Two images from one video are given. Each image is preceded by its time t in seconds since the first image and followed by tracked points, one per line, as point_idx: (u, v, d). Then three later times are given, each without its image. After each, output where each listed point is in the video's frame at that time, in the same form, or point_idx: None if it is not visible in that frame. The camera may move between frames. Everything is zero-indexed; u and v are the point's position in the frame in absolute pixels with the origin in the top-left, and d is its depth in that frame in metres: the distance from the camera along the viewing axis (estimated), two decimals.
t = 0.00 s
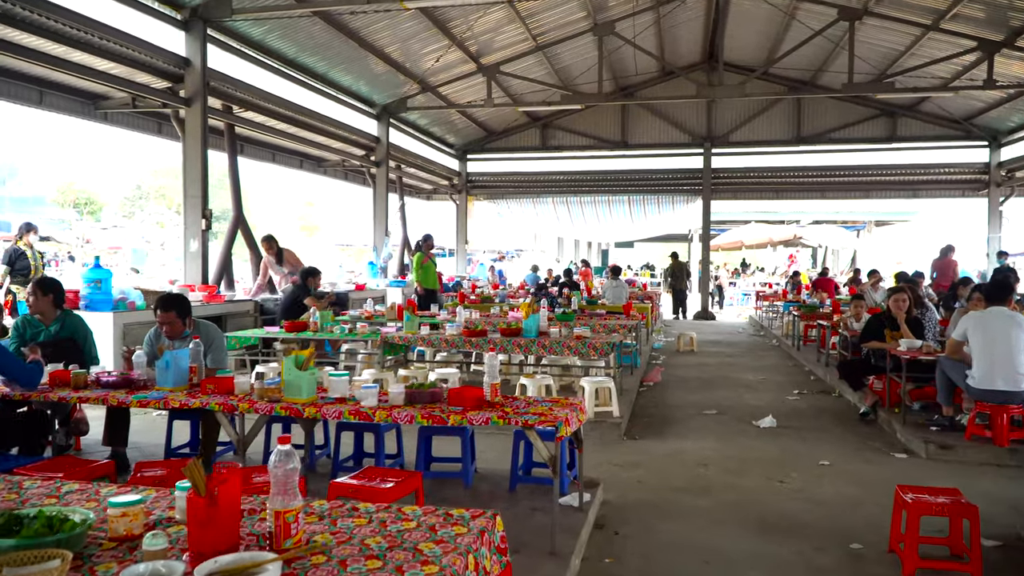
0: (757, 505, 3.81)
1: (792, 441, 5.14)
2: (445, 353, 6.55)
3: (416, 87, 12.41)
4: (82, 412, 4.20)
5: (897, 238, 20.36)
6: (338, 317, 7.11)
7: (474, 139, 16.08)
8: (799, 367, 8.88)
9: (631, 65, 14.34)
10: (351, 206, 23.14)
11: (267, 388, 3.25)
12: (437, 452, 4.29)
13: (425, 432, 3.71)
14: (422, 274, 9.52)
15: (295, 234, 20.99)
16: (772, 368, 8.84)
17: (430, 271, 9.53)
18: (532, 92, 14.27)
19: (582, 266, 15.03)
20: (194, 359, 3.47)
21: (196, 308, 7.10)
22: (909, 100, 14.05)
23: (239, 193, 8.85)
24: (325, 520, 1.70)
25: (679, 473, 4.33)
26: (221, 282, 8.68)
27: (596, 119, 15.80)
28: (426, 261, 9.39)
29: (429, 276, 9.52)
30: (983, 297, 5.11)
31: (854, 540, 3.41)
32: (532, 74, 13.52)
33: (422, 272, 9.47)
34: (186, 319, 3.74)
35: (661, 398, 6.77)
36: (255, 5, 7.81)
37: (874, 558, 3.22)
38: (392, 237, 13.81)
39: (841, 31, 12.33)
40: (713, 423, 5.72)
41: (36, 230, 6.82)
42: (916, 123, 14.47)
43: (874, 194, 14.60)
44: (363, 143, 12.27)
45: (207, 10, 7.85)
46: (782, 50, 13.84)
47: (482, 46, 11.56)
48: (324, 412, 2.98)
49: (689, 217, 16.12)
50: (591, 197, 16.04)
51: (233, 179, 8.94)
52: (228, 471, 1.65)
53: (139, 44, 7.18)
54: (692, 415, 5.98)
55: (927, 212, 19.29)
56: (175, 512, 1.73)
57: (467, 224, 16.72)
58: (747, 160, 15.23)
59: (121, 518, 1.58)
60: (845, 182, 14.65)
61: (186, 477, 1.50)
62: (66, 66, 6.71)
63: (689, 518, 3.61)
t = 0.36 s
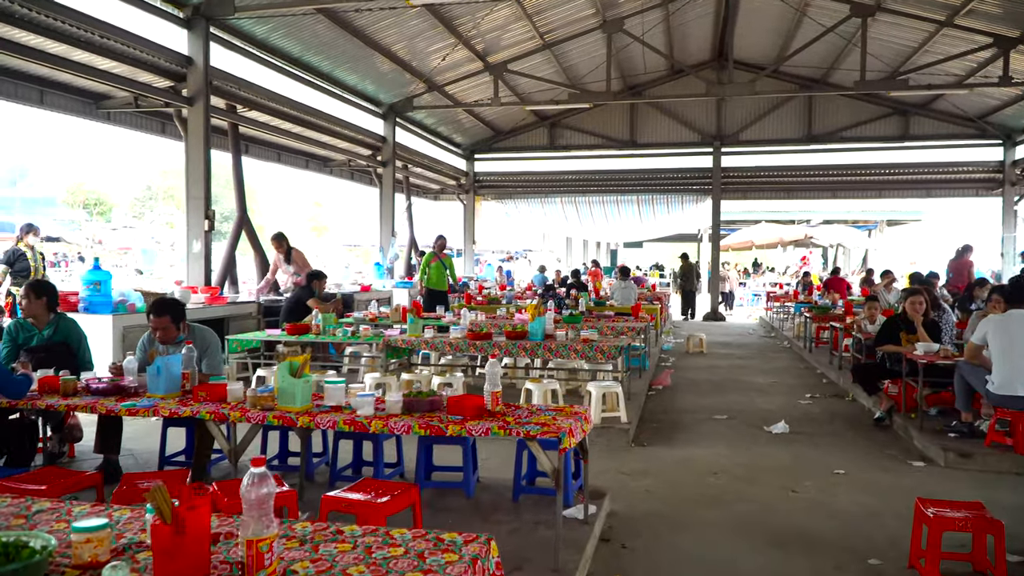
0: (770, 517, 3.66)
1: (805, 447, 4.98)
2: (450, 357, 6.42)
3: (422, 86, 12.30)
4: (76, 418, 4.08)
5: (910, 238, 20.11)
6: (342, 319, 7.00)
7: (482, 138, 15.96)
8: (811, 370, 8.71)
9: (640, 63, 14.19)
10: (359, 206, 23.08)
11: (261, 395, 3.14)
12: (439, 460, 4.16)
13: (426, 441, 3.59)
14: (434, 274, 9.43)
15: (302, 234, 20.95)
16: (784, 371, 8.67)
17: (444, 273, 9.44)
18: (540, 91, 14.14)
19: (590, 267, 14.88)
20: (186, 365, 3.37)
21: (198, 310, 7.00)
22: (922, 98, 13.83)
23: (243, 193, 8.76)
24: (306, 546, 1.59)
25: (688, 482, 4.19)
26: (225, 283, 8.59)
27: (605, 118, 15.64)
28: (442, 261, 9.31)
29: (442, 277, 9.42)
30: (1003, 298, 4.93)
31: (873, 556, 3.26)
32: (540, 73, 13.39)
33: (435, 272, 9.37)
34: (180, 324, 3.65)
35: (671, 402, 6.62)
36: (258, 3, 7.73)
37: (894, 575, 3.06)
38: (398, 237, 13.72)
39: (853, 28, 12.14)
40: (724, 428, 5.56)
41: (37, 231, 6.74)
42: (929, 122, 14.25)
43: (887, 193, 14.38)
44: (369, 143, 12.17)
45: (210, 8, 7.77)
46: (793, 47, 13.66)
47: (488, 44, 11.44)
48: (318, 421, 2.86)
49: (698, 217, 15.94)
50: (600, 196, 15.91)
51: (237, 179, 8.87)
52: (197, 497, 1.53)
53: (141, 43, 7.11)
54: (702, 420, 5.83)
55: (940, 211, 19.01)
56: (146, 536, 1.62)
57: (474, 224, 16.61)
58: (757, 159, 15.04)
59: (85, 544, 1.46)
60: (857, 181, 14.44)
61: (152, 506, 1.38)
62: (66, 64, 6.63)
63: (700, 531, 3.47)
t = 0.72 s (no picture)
0: (782, 526, 3.54)
1: (817, 453, 4.85)
2: (454, 358, 6.32)
3: (428, 85, 12.21)
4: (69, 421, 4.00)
5: (921, 239, 19.89)
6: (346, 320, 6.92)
7: (489, 138, 15.87)
8: (821, 372, 8.57)
9: (649, 62, 14.06)
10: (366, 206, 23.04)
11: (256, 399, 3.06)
12: (441, 465, 4.05)
13: (426, 446, 3.49)
14: (437, 275, 9.40)
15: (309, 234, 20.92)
16: (794, 373, 8.52)
17: (447, 273, 9.39)
18: (547, 90, 14.03)
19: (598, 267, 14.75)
20: (181, 368, 3.28)
21: (200, 310, 6.92)
22: (934, 96, 13.64)
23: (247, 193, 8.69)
24: (289, 565, 1.49)
25: (697, 488, 4.07)
26: (228, 283, 8.53)
27: (612, 117, 15.52)
28: (443, 261, 9.26)
29: (446, 277, 9.36)
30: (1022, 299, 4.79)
31: (889, 568, 3.13)
32: (547, 71, 13.28)
33: (437, 274, 9.33)
34: (175, 325, 3.57)
35: (679, 405, 6.50)
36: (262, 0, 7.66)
37: None
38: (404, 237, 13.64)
39: (864, 26, 11.98)
40: (733, 432, 5.44)
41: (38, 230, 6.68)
42: (941, 120, 14.05)
43: (898, 192, 14.20)
44: (375, 142, 12.10)
45: (213, 5, 7.71)
46: (803, 46, 13.50)
47: (495, 42, 11.34)
48: (313, 426, 2.77)
49: (707, 217, 15.78)
50: (607, 196, 15.78)
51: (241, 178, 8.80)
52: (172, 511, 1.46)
53: (144, 41, 7.04)
54: (711, 424, 5.71)
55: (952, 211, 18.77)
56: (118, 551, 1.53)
57: (481, 224, 16.51)
58: (766, 159, 14.89)
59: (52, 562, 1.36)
60: (868, 181, 14.26)
61: (118, 522, 1.33)
62: (68, 62, 6.57)
63: (709, 541, 3.35)
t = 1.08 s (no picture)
0: (792, 536, 3.41)
1: (826, 458, 4.71)
2: (454, 359, 6.20)
3: (430, 82, 12.09)
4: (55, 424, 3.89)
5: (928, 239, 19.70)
6: (345, 319, 6.80)
7: (491, 136, 15.74)
8: (828, 374, 8.42)
9: (653, 59, 13.92)
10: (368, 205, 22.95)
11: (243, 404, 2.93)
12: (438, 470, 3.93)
13: (423, 451, 3.36)
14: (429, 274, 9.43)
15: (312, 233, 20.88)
16: (801, 375, 8.39)
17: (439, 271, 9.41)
18: (550, 87, 13.89)
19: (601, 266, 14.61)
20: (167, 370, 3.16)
21: (196, 309, 6.80)
22: (941, 95, 13.48)
23: (246, 190, 8.58)
24: None
25: (703, 495, 3.94)
26: (226, 281, 8.42)
27: (616, 115, 15.38)
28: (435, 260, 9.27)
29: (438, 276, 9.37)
30: None
31: None
32: (551, 69, 13.15)
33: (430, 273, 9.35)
34: (163, 325, 3.46)
35: (683, 408, 6.36)
36: None
37: None
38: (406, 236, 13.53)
39: (872, 22, 11.83)
40: (739, 436, 5.30)
41: (34, 228, 6.58)
42: (949, 119, 13.89)
43: (904, 192, 14.04)
44: (376, 140, 11.99)
45: None
46: (810, 43, 13.36)
47: (498, 39, 11.21)
48: (302, 433, 2.64)
49: (711, 216, 15.62)
50: (611, 195, 15.63)
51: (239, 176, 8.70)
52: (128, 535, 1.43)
53: (141, 36, 6.92)
54: (716, 427, 5.57)
55: (959, 211, 18.59)
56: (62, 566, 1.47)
57: (484, 223, 16.38)
58: (772, 157, 14.74)
59: None
60: (875, 180, 14.11)
61: (64, 550, 1.30)
62: (63, 57, 6.46)
63: (716, 551, 3.22)
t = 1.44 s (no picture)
0: (805, 551, 3.27)
1: (837, 467, 4.57)
2: (453, 363, 6.06)
3: (430, 81, 11.95)
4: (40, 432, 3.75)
5: (932, 239, 19.53)
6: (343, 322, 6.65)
7: (492, 136, 15.60)
8: (834, 377, 8.27)
9: (656, 57, 13.77)
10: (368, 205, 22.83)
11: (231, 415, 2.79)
12: (437, 480, 3.79)
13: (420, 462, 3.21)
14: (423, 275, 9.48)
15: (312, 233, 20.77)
16: (806, 378, 8.24)
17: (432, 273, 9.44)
18: (551, 86, 13.75)
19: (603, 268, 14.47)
20: (153, 378, 3.02)
21: (191, 311, 6.66)
22: (946, 94, 13.33)
23: (242, 190, 8.44)
24: None
25: (711, 507, 3.80)
26: (223, 282, 8.28)
27: (618, 114, 15.24)
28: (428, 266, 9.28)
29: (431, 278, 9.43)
30: None
31: None
32: (552, 67, 13.01)
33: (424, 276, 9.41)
34: (150, 331, 3.34)
35: (688, 413, 6.22)
36: None
37: None
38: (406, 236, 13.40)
39: (877, 21, 11.68)
40: (746, 443, 5.16)
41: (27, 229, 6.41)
42: (954, 119, 13.74)
43: (910, 192, 13.89)
44: (375, 139, 11.86)
45: None
46: (814, 41, 13.21)
47: (499, 36, 11.07)
48: (292, 446, 2.50)
49: (714, 217, 15.47)
50: (612, 195, 15.47)
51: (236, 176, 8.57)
52: None
53: (134, 32, 6.79)
54: (722, 434, 5.43)
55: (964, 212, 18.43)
56: None
57: (484, 223, 16.24)
58: (776, 158, 14.59)
59: None
60: (880, 180, 13.96)
61: None
62: (54, 53, 6.32)
63: (726, 567, 3.08)
